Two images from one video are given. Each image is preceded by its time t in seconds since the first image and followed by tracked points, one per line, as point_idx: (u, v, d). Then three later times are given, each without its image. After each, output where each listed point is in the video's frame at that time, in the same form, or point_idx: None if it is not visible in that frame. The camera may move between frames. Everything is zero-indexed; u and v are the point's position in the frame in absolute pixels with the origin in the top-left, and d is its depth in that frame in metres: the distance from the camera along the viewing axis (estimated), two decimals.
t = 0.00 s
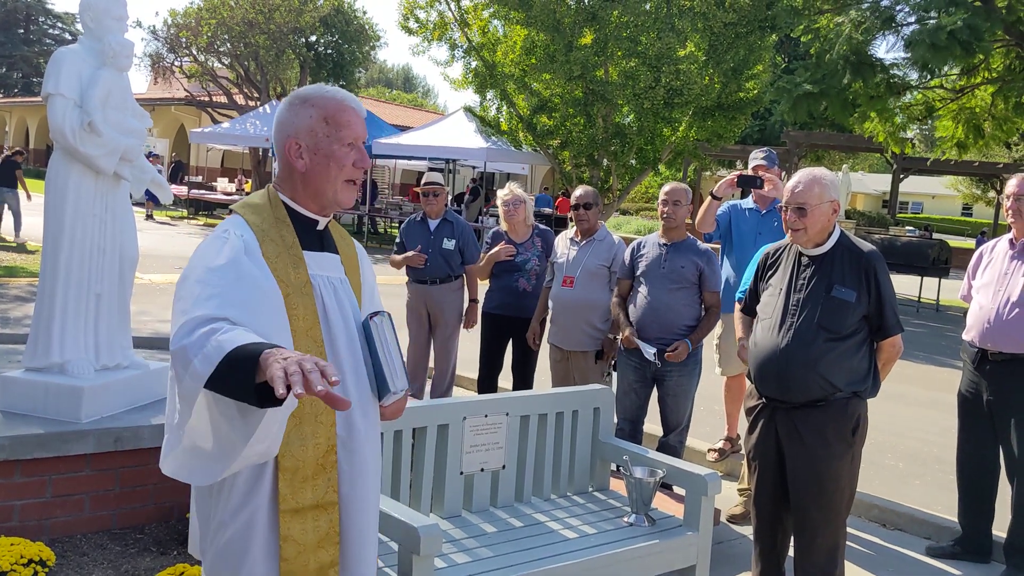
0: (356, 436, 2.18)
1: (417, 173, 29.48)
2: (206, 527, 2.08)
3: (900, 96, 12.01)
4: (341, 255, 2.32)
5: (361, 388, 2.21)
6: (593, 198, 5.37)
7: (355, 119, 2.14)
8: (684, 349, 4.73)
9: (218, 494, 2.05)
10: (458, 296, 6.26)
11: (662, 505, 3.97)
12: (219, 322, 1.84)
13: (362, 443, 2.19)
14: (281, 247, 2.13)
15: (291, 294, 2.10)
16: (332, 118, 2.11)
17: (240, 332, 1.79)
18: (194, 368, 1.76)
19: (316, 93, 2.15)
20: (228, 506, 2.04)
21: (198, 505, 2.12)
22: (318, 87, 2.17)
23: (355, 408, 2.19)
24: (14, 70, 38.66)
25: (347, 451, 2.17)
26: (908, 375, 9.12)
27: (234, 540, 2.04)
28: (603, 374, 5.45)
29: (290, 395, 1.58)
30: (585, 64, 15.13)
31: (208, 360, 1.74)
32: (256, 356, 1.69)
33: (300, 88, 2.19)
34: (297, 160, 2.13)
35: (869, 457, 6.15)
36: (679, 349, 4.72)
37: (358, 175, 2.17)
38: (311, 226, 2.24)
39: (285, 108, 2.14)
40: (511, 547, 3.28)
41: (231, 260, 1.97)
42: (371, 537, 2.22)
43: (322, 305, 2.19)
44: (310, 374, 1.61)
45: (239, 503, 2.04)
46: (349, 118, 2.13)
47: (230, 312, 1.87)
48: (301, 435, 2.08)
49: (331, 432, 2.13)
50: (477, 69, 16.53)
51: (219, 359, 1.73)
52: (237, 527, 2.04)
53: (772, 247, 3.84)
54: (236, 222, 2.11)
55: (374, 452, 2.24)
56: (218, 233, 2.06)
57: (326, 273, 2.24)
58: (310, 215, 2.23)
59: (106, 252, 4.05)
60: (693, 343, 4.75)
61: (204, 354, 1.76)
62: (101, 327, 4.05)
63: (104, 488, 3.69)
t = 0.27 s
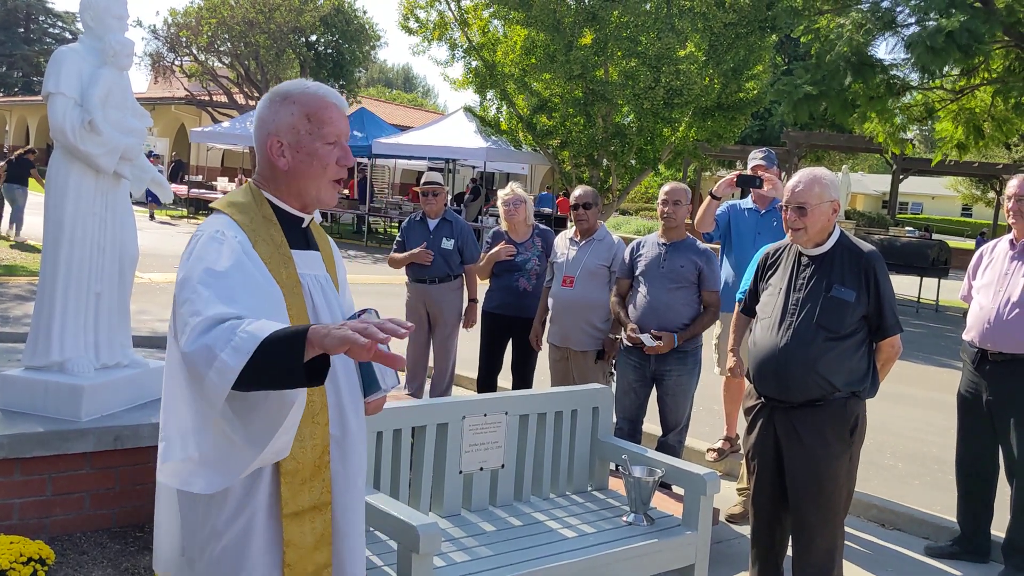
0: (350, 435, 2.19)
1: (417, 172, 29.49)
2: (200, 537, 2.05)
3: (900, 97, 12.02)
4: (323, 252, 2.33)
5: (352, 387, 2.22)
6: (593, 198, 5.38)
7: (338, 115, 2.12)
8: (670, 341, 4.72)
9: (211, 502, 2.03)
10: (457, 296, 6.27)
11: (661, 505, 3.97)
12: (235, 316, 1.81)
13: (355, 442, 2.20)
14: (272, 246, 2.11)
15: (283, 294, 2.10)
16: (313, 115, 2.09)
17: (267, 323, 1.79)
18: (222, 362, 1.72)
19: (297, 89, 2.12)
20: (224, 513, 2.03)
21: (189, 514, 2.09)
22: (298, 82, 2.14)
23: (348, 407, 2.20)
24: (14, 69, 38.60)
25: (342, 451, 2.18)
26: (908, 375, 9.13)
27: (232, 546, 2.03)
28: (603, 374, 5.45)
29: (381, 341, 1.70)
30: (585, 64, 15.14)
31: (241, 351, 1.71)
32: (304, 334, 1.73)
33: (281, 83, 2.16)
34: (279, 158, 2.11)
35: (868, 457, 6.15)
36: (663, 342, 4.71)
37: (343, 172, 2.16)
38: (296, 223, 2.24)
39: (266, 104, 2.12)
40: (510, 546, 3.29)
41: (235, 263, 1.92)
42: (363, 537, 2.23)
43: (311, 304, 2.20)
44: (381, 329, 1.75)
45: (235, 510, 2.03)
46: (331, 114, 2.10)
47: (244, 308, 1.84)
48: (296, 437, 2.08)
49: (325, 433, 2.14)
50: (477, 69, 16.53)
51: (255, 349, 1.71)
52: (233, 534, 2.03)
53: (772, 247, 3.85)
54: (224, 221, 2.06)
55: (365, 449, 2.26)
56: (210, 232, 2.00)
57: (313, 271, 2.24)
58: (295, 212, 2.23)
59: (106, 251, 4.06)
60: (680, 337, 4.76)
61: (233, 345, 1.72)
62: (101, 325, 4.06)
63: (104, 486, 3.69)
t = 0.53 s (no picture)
0: (347, 429, 2.19)
1: (417, 172, 29.51)
2: (198, 540, 2.04)
3: (899, 98, 12.03)
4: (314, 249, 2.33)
5: (349, 382, 2.23)
6: (592, 198, 5.39)
7: (313, 111, 2.11)
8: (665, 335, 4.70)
9: (209, 503, 2.02)
10: (457, 296, 6.27)
11: (661, 504, 3.98)
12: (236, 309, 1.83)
13: (353, 437, 2.20)
14: (263, 243, 2.12)
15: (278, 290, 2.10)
16: (286, 111, 2.09)
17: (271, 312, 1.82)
18: (231, 351, 1.73)
19: (276, 86, 2.13)
20: (225, 514, 2.02)
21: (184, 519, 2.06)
22: (279, 80, 2.15)
23: (345, 402, 2.20)
24: (14, 69, 38.54)
25: (341, 446, 2.18)
26: (908, 375, 9.13)
27: (234, 547, 2.02)
28: (604, 374, 5.45)
29: (400, 323, 1.78)
30: (585, 64, 15.15)
31: (249, 339, 1.74)
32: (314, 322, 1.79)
33: (265, 81, 2.18)
34: (256, 155, 2.14)
35: (868, 457, 6.16)
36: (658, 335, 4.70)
37: (318, 169, 2.15)
38: (288, 220, 2.23)
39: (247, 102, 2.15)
40: (510, 546, 3.29)
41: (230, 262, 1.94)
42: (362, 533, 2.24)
43: (307, 300, 2.20)
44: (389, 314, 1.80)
45: (236, 512, 2.02)
46: (304, 110, 2.09)
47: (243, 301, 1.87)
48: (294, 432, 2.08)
49: (323, 428, 2.15)
50: (477, 69, 16.54)
51: (265, 336, 1.74)
52: (234, 535, 2.02)
53: (772, 247, 3.85)
54: (215, 220, 2.07)
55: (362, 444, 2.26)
56: (203, 231, 2.00)
57: (306, 267, 2.24)
58: (280, 209, 2.22)
59: (107, 250, 4.06)
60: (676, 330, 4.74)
61: (242, 332, 1.74)
62: (101, 323, 4.06)
63: (104, 486, 3.70)
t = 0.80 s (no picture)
0: (344, 424, 2.19)
1: (417, 172, 29.52)
2: (195, 535, 2.04)
3: (900, 97, 12.02)
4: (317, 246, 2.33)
5: (346, 377, 2.23)
6: (593, 197, 5.39)
7: (303, 109, 2.11)
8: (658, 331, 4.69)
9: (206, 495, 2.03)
10: (458, 295, 6.27)
11: (661, 503, 3.98)
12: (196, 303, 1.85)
13: (350, 430, 2.21)
14: (257, 238, 2.14)
15: (272, 285, 2.11)
16: (278, 110, 2.10)
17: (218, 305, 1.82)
18: (176, 346, 1.76)
19: (270, 84, 2.14)
20: (221, 507, 2.02)
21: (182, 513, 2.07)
22: (274, 77, 2.15)
23: (341, 396, 2.21)
24: (14, 68, 38.49)
25: (338, 440, 2.18)
26: (907, 375, 9.13)
27: (230, 539, 2.02)
28: (603, 373, 5.45)
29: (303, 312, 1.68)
30: (585, 64, 15.15)
31: (190, 334, 1.76)
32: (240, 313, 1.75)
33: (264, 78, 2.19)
34: (250, 152, 2.16)
35: (868, 456, 6.16)
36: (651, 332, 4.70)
37: (308, 167, 2.16)
38: (287, 216, 2.24)
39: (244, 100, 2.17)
40: (510, 545, 3.29)
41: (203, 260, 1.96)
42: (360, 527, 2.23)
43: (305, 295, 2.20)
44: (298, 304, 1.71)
45: (231, 505, 2.03)
46: (294, 109, 2.10)
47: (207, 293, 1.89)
48: (291, 424, 2.09)
49: (320, 421, 2.15)
50: (477, 68, 16.53)
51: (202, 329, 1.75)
52: (231, 527, 2.02)
53: (772, 247, 3.85)
54: (212, 216, 2.11)
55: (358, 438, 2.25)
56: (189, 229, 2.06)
57: (305, 262, 2.24)
58: (278, 205, 2.23)
59: (106, 249, 4.06)
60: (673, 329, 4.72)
61: (185, 329, 1.77)
62: (100, 323, 4.06)
63: (103, 485, 3.70)
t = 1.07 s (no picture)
0: (340, 424, 2.18)
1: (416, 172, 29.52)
2: (190, 531, 2.05)
3: (900, 97, 12.01)
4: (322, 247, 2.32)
5: (344, 376, 2.22)
6: (593, 197, 5.38)
7: (300, 113, 2.11)
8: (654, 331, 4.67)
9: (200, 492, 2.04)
10: (458, 296, 6.27)
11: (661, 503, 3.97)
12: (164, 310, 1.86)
13: (347, 431, 2.20)
14: (254, 238, 2.13)
15: (267, 284, 2.11)
16: (276, 112, 2.10)
17: (172, 318, 1.81)
18: (130, 356, 1.79)
19: (270, 86, 2.15)
20: (212, 504, 2.03)
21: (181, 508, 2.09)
22: (275, 80, 2.17)
23: (339, 396, 2.19)
24: (13, 68, 38.43)
25: (333, 440, 2.18)
26: (907, 375, 9.13)
27: (222, 536, 2.03)
28: (603, 373, 5.45)
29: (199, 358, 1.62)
30: (585, 64, 15.14)
31: (143, 347, 1.76)
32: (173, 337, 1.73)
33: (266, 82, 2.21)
34: (250, 153, 2.17)
35: (869, 456, 6.15)
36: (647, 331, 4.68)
37: (305, 170, 2.15)
38: (286, 217, 2.23)
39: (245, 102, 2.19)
40: (510, 544, 3.29)
41: (184, 263, 1.97)
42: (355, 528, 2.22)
43: (302, 293, 2.19)
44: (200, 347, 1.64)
45: (221, 503, 2.04)
46: (292, 112, 2.10)
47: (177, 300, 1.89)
48: (285, 423, 2.08)
49: (316, 420, 2.14)
50: (476, 68, 16.52)
51: (149, 343, 1.75)
52: (222, 525, 2.03)
53: (772, 247, 3.84)
54: (210, 216, 2.13)
55: (354, 438, 2.24)
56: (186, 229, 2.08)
57: (305, 263, 2.23)
58: (279, 206, 2.22)
59: (105, 249, 4.05)
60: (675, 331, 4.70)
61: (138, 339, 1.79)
62: (100, 323, 4.06)
63: (103, 485, 3.69)
